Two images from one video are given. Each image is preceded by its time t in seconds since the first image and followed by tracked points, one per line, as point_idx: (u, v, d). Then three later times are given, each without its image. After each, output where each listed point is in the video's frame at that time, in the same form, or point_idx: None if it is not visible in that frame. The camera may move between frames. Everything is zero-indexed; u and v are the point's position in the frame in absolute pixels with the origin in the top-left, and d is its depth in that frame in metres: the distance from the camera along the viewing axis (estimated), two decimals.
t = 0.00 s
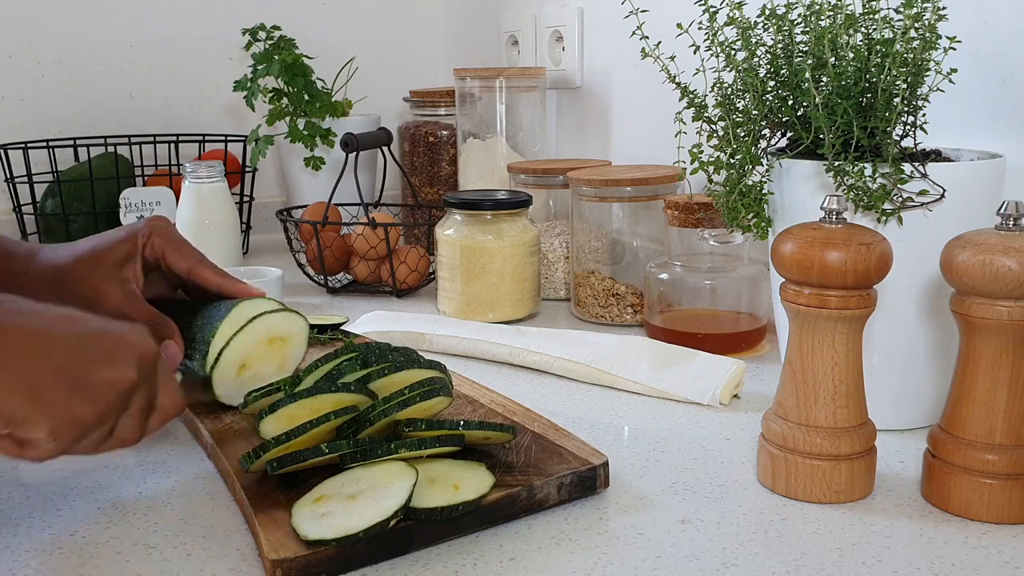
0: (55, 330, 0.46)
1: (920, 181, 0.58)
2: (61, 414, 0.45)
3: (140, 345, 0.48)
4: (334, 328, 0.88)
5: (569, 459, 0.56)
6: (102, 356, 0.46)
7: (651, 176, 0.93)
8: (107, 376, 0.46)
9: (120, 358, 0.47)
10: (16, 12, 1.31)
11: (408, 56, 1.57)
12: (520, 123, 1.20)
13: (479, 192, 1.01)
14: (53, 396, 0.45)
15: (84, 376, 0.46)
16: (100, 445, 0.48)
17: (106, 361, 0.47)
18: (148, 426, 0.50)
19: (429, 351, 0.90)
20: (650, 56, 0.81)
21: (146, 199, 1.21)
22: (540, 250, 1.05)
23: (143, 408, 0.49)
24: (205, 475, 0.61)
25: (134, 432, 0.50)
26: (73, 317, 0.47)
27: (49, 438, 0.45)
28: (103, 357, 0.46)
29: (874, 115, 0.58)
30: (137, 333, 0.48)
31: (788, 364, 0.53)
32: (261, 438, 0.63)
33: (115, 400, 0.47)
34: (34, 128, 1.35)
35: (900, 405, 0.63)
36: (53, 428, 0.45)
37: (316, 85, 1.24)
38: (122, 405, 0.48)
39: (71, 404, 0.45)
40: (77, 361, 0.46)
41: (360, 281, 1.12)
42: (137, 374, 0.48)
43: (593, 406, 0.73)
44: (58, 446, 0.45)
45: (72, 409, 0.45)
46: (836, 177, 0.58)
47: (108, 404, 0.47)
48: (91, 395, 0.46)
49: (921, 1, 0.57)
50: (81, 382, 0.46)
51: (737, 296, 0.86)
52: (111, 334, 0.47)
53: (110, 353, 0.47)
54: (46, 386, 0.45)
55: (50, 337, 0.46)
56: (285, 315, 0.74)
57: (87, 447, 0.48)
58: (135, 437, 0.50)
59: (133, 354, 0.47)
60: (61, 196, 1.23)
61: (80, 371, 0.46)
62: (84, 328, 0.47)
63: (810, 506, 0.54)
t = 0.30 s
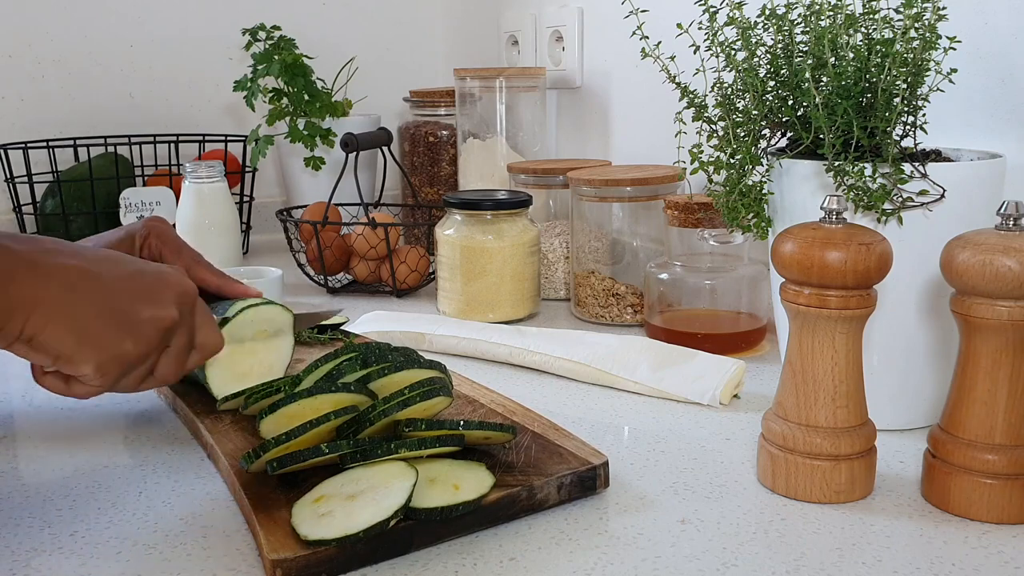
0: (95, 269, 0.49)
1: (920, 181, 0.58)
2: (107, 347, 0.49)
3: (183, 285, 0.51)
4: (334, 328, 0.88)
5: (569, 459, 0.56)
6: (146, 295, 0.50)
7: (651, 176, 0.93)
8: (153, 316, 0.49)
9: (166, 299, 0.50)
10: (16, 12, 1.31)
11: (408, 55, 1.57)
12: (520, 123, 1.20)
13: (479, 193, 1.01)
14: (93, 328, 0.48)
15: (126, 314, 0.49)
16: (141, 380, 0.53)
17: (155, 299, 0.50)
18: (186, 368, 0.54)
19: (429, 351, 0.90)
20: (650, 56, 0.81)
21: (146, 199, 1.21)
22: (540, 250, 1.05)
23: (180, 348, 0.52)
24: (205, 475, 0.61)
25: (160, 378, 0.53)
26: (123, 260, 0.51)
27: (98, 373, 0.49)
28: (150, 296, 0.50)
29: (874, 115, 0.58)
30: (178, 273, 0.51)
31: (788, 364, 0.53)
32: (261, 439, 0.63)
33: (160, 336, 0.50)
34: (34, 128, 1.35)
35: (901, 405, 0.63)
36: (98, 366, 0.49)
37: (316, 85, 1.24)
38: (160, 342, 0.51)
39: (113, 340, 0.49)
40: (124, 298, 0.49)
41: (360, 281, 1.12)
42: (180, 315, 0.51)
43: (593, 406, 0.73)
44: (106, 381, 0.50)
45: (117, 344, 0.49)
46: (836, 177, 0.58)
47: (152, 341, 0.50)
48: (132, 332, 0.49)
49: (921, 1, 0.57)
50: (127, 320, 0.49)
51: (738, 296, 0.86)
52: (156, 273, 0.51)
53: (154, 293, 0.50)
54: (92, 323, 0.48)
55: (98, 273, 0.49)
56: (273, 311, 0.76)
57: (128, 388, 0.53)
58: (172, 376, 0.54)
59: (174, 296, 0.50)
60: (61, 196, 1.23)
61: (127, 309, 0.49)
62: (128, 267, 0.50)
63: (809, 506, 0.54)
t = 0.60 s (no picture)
0: (48, 241, 0.58)
1: (920, 181, 0.58)
2: (63, 318, 0.58)
3: (135, 256, 0.62)
4: (334, 328, 0.89)
5: (569, 459, 0.56)
6: (97, 266, 0.60)
7: (650, 176, 0.93)
8: (100, 283, 0.59)
9: (118, 266, 0.60)
10: (16, 12, 1.31)
11: (408, 55, 1.57)
12: (520, 123, 1.20)
13: (478, 192, 1.01)
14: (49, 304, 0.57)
15: (79, 284, 0.58)
16: (110, 351, 0.63)
17: (104, 271, 0.60)
18: (155, 337, 0.65)
19: (429, 351, 0.90)
20: (649, 56, 0.81)
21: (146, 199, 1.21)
22: (540, 250, 1.05)
23: (147, 318, 0.64)
24: (205, 475, 0.61)
25: (128, 350, 0.64)
26: (74, 234, 0.61)
27: (55, 344, 0.58)
28: (102, 268, 0.60)
29: (874, 115, 0.58)
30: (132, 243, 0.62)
31: (788, 363, 0.53)
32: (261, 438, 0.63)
33: (115, 304, 0.60)
34: (34, 128, 1.35)
35: (901, 405, 0.63)
36: (54, 337, 0.58)
37: (316, 85, 1.24)
38: (123, 315, 0.62)
39: (68, 310, 0.58)
40: (73, 269, 0.58)
41: (360, 280, 1.12)
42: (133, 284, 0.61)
43: (593, 406, 0.73)
44: (67, 354, 0.60)
45: (74, 315, 0.58)
46: (836, 177, 0.58)
47: (104, 310, 0.60)
48: (90, 303, 0.59)
49: (921, 1, 0.57)
50: (81, 293, 0.59)
51: (738, 296, 0.86)
52: (109, 242, 0.61)
53: (104, 264, 0.60)
54: (43, 295, 0.57)
55: (50, 250, 0.58)
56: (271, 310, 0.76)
57: (93, 362, 0.63)
58: (138, 347, 0.64)
59: (128, 264, 0.61)
60: (61, 196, 1.23)
61: (77, 283, 0.58)
62: (82, 240, 0.60)
63: (809, 505, 0.54)
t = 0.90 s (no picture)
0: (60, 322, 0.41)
1: (920, 181, 0.58)
2: (74, 398, 0.41)
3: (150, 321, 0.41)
4: (334, 328, 0.89)
5: (569, 459, 0.56)
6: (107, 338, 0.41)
7: (651, 176, 0.93)
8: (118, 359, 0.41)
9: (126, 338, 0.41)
10: (16, 12, 1.31)
11: (408, 55, 1.57)
12: (520, 123, 1.20)
13: (479, 193, 1.01)
14: None
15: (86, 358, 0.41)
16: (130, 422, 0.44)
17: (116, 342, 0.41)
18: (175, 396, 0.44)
19: (429, 351, 0.90)
20: (650, 56, 0.81)
21: (146, 199, 1.21)
22: (540, 250, 1.05)
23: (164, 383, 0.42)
24: (205, 475, 0.61)
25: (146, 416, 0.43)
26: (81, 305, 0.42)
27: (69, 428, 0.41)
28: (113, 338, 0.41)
29: (874, 115, 0.58)
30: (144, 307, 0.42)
31: (788, 364, 0.53)
32: (261, 438, 0.63)
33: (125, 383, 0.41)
34: (34, 128, 1.35)
35: (901, 404, 0.63)
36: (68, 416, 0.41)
37: (316, 85, 1.24)
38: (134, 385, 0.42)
39: (76, 390, 0.41)
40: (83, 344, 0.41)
41: (360, 281, 1.12)
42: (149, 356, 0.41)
43: (593, 406, 0.73)
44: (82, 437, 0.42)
45: (84, 393, 0.41)
46: (836, 177, 0.58)
47: (121, 388, 0.41)
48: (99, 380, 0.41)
49: (921, 1, 0.57)
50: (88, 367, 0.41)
51: (738, 296, 0.86)
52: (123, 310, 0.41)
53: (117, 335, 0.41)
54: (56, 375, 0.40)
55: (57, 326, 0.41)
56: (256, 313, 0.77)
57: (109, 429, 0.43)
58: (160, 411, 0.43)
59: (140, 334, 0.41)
60: (61, 196, 1.23)
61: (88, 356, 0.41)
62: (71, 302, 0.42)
63: (809, 505, 0.54)
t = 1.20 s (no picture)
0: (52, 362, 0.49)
1: (920, 181, 0.58)
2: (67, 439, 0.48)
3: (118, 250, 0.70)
4: (334, 328, 0.89)
5: (569, 460, 0.56)
6: (101, 383, 0.49)
7: (650, 176, 0.93)
8: (108, 401, 0.49)
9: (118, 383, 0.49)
10: (16, 12, 1.31)
11: (408, 55, 1.57)
12: (520, 123, 1.20)
13: (479, 193, 1.01)
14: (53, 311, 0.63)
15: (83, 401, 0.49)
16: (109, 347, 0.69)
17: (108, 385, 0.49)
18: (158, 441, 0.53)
19: (429, 352, 0.90)
20: (650, 56, 0.81)
21: (146, 199, 1.21)
22: (540, 250, 1.05)
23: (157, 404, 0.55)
24: (205, 475, 0.61)
25: (133, 456, 0.52)
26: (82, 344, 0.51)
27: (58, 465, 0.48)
28: (105, 383, 0.49)
29: (874, 115, 0.58)
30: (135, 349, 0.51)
31: (788, 363, 0.53)
32: (261, 438, 0.63)
33: (121, 422, 0.50)
34: (34, 128, 1.35)
35: (901, 405, 0.63)
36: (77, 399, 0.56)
37: (316, 85, 1.24)
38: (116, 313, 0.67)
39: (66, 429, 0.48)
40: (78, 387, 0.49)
41: (360, 281, 1.12)
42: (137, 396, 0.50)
43: (593, 406, 0.73)
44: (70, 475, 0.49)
45: (76, 434, 0.48)
46: (836, 177, 0.58)
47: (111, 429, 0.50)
48: (87, 421, 0.49)
49: (920, 1, 0.57)
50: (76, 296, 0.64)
51: (738, 296, 0.86)
52: (113, 351, 0.51)
53: (108, 378, 0.50)
54: (47, 417, 0.48)
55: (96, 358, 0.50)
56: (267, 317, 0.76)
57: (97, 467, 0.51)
58: (145, 454, 0.52)
59: (112, 258, 0.70)
60: (61, 196, 1.23)
61: (81, 399, 0.49)
62: (67, 350, 0.50)
63: (809, 505, 0.54)
